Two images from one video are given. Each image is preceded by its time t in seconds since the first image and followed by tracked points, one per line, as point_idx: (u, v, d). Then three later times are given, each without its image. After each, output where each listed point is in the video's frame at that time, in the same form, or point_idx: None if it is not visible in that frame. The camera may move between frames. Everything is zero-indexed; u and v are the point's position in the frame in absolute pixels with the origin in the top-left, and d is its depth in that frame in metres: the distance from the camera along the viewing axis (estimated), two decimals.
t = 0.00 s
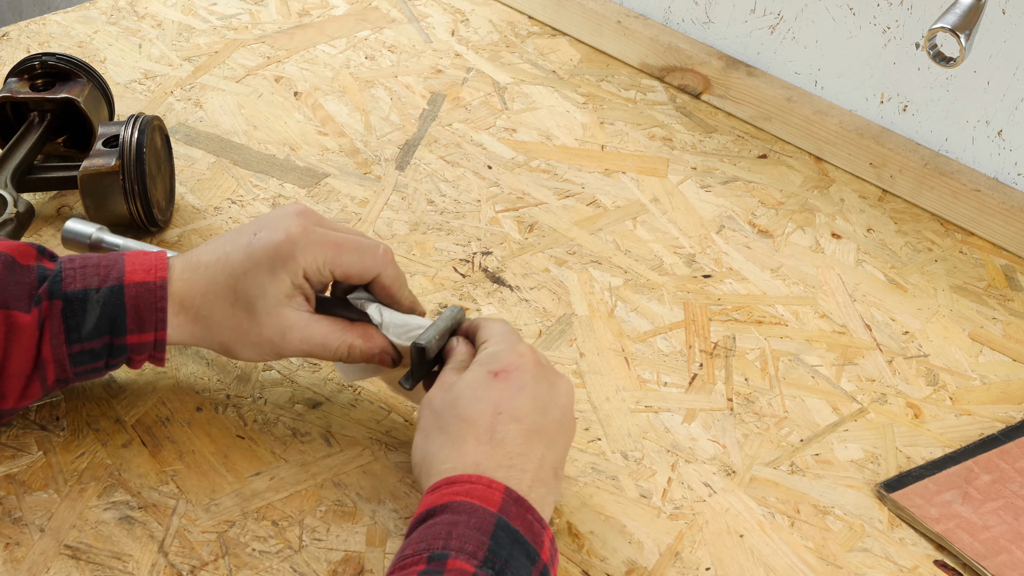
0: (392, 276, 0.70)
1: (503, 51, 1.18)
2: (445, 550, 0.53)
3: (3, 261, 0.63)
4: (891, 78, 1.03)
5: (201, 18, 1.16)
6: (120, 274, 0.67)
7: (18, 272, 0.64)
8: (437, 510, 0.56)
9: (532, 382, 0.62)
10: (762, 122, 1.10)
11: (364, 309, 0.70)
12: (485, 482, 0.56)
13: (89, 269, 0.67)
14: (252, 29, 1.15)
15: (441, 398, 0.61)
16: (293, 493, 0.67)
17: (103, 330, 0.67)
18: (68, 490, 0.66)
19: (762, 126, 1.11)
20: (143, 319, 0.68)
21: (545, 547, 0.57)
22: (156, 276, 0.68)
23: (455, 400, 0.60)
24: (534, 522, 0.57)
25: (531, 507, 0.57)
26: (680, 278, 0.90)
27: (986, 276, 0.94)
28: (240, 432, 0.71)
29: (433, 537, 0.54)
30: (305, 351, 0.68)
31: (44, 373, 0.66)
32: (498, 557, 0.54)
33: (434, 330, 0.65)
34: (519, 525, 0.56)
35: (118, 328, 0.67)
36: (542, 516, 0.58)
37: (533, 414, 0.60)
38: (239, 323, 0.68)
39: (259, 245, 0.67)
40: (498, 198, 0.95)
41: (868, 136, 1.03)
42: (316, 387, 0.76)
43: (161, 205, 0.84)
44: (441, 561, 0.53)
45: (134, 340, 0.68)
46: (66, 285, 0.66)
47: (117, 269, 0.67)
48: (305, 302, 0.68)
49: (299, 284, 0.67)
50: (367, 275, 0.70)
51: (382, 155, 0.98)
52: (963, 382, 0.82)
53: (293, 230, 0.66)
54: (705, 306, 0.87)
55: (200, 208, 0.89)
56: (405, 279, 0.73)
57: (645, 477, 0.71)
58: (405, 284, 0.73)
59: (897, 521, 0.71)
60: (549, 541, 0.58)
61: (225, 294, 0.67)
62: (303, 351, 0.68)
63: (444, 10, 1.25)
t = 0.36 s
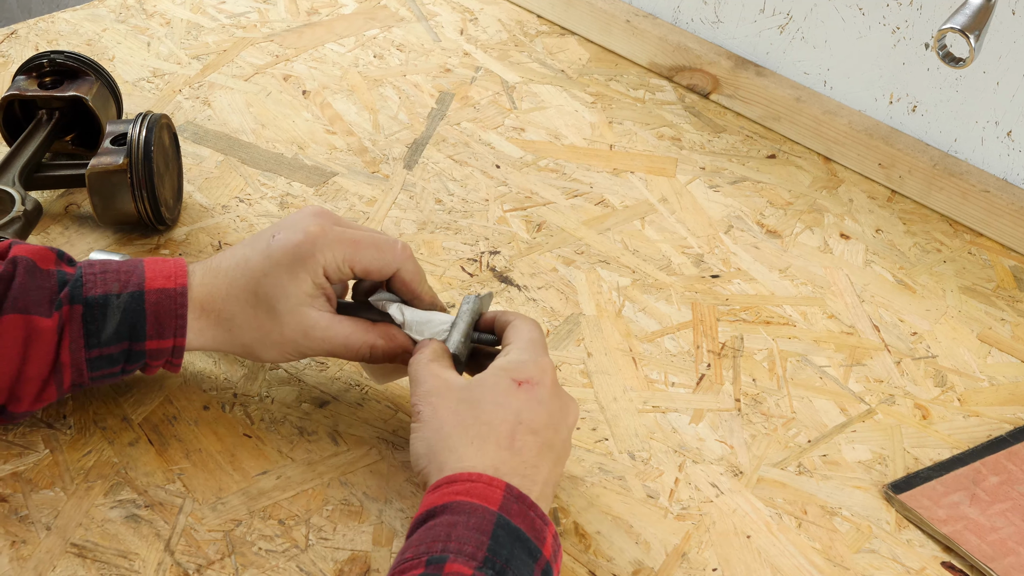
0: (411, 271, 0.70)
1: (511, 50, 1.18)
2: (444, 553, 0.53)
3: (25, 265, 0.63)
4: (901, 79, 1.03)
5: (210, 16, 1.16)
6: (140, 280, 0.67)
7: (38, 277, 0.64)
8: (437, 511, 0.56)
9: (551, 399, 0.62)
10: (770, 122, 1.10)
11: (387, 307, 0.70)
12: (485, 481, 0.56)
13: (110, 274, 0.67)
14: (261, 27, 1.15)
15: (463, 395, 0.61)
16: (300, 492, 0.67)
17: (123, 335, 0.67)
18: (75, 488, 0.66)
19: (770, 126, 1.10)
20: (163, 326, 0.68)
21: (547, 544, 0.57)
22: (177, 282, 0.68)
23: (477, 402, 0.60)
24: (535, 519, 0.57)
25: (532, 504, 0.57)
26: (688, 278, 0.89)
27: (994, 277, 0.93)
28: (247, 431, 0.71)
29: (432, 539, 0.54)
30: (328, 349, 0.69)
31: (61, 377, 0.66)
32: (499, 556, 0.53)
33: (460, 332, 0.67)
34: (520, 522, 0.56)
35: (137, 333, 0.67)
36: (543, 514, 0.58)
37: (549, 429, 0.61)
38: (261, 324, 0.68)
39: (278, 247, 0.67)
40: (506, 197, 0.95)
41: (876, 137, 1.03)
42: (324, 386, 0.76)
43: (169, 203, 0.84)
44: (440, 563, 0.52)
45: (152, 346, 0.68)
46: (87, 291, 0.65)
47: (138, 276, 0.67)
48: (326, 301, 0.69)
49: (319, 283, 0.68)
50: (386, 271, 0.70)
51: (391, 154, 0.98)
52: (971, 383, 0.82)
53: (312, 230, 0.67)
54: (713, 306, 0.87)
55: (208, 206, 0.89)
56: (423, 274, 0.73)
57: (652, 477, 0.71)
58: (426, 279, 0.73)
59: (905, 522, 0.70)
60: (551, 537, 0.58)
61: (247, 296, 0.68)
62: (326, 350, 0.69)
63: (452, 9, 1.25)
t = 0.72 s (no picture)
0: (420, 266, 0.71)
1: (516, 49, 1.18)
2: (410, 550, 0.53)
3: (25, 260, 0.63)
4: (905, 78, 1.03)
5: (214, 15, 1.16)
6: (140, 276, 0.67)
7: (40, 272, 0.64)
8: (406, 513, 0.56)
9: (548, 409, 0.61)
10: (774, 122, 1.10)
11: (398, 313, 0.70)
12: (450, 478, 0.56)
13: (111, 270, 0.67)
14: (265, 26, 1.15)
15: (456, 393, 0.61)
16: (303, 490, 0.67)
17: (122, 330, 0.67)
18: (79, 486, 0.66)
19: (775, 125, 1.10)
20: (162, 321, 0.68)
21: (520, 532, 0.57)
22: (177, 278, 0.68)
23: (469, 402, 0.60)
24: (505, 509, 0.56)
25: (500, 495, 0.57)
26: (693, 277, 0.90)
27: (998, 277, 0.93)
28: (251, 429, 0.71)
29: (400, 539, 0.54)
30: (326, 352, 0.68)
31: (61, 371, 0.66)
32: (466, 546, 0.54)
33: (471, 337, 0.67)
34: (488, 513, 0.56)
35: (136, 329, 0.67)
36: (517, 505, 0.58)
37: (539, 439, 0.60)
38: (261, 322, 0.68)
39: (283, 245, 0.68)
40: (511, 197, 0.95)
41: (880, 136, 1.03)
42: (328, 385, 0.76)
43: (173, 202, 0.84)
44: (406, 560, 0.53)
45: (151, 341, 0.68)
46: (87, 286, 0.66)
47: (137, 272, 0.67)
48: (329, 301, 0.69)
49: (324, 283, 0.68)
50: (395, 265, 0.71)
51: (395, 153, 0.98)
52: (975, 382, 0.82)
53: (318, 229, 0.68)
54: (717, 305, 0.87)
55: (212, 205, 0.89)
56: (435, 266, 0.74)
57: (656, 477, 0.71)
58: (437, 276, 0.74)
59: (909, 522, 0.70)
60: (527, 527, 0.58)
61: (248, 292, 0.67)
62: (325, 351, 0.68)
63: (457, 8, 1.25)
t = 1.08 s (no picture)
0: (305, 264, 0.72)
1: (518, 49, 1.18)
2: (415, 551, 0.52)
3: None
4: (907, 78, 1.03)
5: (216, 15, 1.16)
6: (33, 260, 0.65)
7: None
8: (411, 514, 0.55)
9: (552, 411, 0.61)
10: (776, 122, 1.10)
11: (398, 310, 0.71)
12: (454, 480, 0.56)
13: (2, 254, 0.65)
14: (267, 26, 1.15)
15: (460, 394, 0.61)
16: (305, 490, 0.67)
17: (15, 313, 0.65)
18: (81, 485, 0.66)
19: (776, 125, 1.10)
20: (56, 304, 0.66)
21: (524, 535, 0.56)
22: (70, 264, 0.67)
23: (473, 403, 0.60)
24: (509, 511, 0.56)
25: (505, 497, 0.56)
26: (694, 277, 0.90)
27: (999, 277, 0.93)
28: (253, 428, 0.71)
29: (405, 540, 0.54)
30: (218, 331, 0.70)
31: None
32: (470, 548, 0.53)
33: (471, 335, 0.67)
34: (493, 515, 0.55)
35: (29, 311, 0.65)
36: (521, 508, 0.57)
37: (543, 441, 0.60)
38: (156, 305, 0.68)
39: (176, 230, 0.68)
40: (512, 197, 0.95)
41: (882, 136, 1.03)
42: (330, 385, 0.76)
43: (175, 202, 0.84)
44: (412, 561, 0.52)
45: (45, 325, 0.66)
46: None
47: (30, 256, 0.65)
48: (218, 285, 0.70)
49: (215, 267, 0.69)
50: (281, 263, 0.72)
51: (397, 153, 0.98)
52: (976, 382, 0.82)
53: (210, 216, 0.68)
54: (719, 305, 0.87)
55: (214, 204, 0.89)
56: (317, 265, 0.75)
57: (657, 477, 0.71)
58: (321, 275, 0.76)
59: (910, 521, 0.70)
60: (531, 530, 0.57)
61: (143, 275, 0.67)
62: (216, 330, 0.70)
63: (459, 8, 1.25)
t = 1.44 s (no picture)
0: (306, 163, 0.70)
1: (517, 50, 1.18)
2: (415, 550, 0.52)
3: None
4: (906, 79, 1.03)
5: (216, 15, 1.16)
6: (33, 178, 0.59)
7: None
8: (410, 510, 0.55)
9: (543, 406, 0.62)
10: (775, 122, 1.10)
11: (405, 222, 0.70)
12: (453, 475, 0.56)
13: None
14: (267, 26, 1.15)
15: (452, 394, 0.62)
16: (304, 489, 0.67)
17: (20, 234, 0.59)
18: (80, 485, 0.66)
19: (776, 126, 1.10)
20: (61, 224, 0.61)
21: (522, 531, 0.56)
22: (72, 178, 0.60)
23: (465, 402, 0.61)
24: (507, 507, 0.56)
25: (503, 493, 0.56)
26: (694, 277, 0.90)
27: (999, 277, 0.94)
28: (252, 428, 0.71)
29: (404, 538, 0.53)
30: (229, 237, 0.67)
31: None
32: (470, 546, 0.53)
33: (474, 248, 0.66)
34: (491, 511, 0.55)
35: (35, 231, 0.60)
36: (518, 504, 0.57)
37: (536, 434, 0.61)
38: (161, 216, 0.64)
39: (171, 135, 0.63)
40: (512, 197, 0.95)
41: (880, 137, 1.03)
42: (329, 384, 0.76)
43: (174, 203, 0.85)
44: (411, 561, 0.52)
45: (50, 245, 0.61)
46: None
47: (30, 174, 0.58)
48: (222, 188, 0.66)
49: (216, 172, 0.65)
50: (280, 164, 0.69)
51: (396, 153, 0.98)
52: (975, 382, 0.82)
53: (205, 119, 0.64)
54: (718, 305, 0.87)
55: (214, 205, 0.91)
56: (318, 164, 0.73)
57: (656, 477, 0.71)
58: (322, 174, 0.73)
59: (909, 521, 0.71)
60: (529, 525, 0.57)
61: (145, 186, 0.62)
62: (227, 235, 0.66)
63: (458, 9, 1.25)
